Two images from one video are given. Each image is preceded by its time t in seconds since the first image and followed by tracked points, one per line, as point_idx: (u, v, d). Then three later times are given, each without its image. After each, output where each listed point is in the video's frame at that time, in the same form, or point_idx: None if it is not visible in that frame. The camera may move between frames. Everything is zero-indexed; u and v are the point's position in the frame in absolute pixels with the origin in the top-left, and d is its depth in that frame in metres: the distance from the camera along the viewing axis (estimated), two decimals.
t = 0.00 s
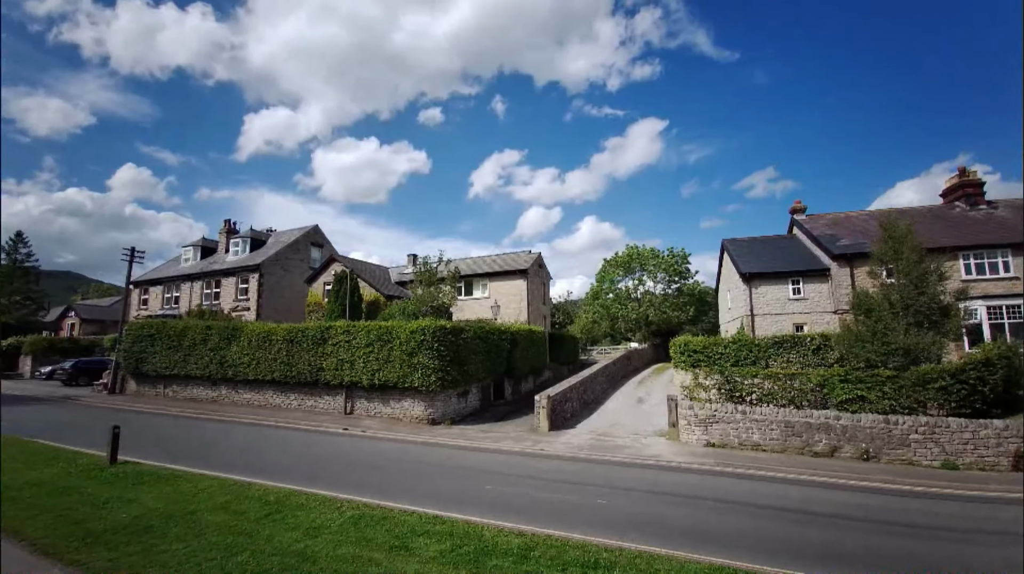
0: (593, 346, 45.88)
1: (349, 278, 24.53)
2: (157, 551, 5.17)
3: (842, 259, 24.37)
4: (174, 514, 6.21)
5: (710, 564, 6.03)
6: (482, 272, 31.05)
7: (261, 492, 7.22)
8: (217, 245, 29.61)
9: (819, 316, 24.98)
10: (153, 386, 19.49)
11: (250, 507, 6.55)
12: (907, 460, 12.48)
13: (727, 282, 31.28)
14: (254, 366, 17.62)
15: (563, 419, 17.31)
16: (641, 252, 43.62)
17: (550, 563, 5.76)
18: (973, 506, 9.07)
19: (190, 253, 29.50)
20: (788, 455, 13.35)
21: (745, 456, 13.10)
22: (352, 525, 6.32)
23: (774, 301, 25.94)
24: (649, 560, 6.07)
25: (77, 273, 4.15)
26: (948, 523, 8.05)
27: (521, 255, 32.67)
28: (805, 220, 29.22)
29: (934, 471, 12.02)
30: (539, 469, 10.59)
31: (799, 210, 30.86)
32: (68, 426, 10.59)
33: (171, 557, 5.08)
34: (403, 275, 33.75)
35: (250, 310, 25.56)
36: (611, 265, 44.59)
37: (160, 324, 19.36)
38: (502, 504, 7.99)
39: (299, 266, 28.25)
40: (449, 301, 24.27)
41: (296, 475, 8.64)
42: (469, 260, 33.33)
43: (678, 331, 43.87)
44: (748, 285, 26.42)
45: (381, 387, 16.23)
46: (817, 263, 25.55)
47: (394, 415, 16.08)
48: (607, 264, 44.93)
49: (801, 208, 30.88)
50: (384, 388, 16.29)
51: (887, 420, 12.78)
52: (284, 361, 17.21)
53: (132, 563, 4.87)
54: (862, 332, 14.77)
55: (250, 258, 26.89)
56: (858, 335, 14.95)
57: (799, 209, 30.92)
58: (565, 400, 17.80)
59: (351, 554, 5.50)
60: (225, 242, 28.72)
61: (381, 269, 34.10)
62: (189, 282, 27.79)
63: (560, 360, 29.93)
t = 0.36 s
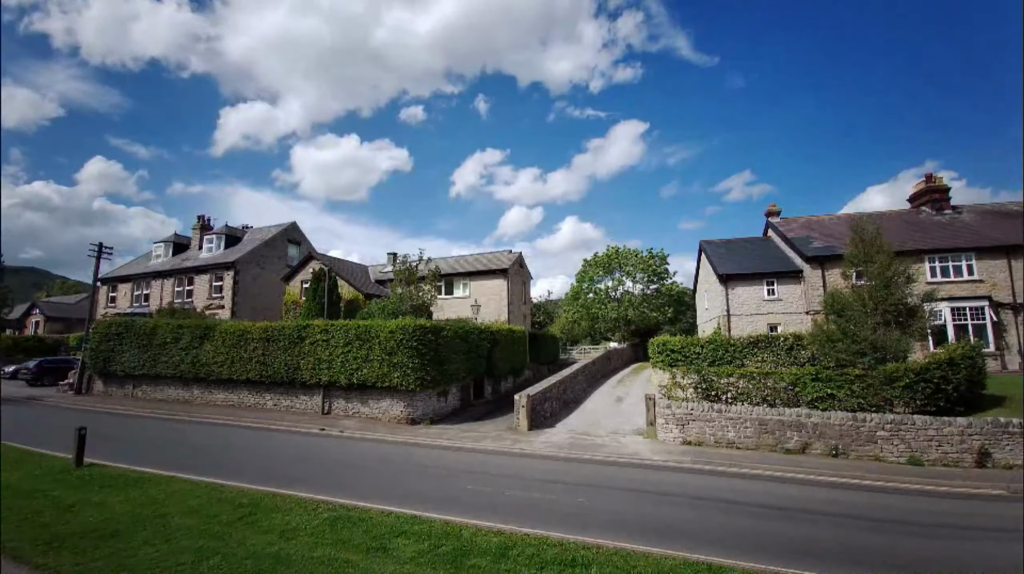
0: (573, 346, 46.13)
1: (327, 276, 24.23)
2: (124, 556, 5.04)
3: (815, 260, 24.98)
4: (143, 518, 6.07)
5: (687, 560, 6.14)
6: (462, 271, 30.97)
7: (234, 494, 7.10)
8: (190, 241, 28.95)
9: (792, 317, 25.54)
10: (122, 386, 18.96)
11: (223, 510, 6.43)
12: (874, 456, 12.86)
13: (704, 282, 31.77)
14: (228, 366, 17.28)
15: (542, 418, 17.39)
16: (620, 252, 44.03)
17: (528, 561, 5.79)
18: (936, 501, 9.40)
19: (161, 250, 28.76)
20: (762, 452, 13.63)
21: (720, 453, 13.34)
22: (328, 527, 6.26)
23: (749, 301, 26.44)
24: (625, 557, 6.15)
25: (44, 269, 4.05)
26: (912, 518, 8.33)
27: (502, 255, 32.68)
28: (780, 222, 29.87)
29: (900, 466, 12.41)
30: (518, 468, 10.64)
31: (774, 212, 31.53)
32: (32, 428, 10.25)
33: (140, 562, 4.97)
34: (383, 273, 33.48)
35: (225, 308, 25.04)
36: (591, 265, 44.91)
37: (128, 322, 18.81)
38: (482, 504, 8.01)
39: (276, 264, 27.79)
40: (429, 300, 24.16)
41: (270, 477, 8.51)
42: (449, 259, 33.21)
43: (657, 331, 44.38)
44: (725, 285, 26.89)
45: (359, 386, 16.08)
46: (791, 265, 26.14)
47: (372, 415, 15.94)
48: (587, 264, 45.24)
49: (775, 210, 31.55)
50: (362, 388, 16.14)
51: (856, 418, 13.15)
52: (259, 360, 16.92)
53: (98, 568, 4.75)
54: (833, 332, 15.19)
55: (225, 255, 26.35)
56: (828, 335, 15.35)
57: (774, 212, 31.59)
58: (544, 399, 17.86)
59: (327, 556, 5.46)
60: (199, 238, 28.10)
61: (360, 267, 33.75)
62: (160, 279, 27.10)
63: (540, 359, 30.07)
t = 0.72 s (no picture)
0: (549, 346, 46.35)
1: (300, 273, 23.77)
2: (82, 561, 4.87)
3: (784, 262, 25.64)
4: (103, 523, 5.86)
5: (657, 556, 6.24)
6: (438, 270, 30.79)
7: (200, 498, 6.92)
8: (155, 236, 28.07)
9: (761, 317, 26.15)
10: (81, 386, 18.27)
11: (188, 513, 6.25)
12: (837, 451, 13.29)
13: (678, 283, 32.28)
14: (195, 366, 16.82)
15: (518, 417, 17.42)
16: (596, 252, 44.43)
17: (501, 560, 5.79)
18: (895, 495, 9.76)
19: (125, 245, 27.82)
20: (731, 449, 13.92)
21: (691, 451, 13.58)
22: (298, 529, 6.16)
23: (721, 302, 26.97)
24: (599, 553, 6.21)
25: None
26: (873, 511, 8.63)
27: (478, 254, 32.62)
28: (750, 225, 30.57)
29: (861, 461, 12.85)
30: (492, 467, 10.63)
31: (746, 215, 32.26)
32: None
33: (99, 567, 4.81)
34: (357, 271, 33.06)
35: (191, 306, 24.36)
36: (567, 265, 45.21)
37: (88, 320, 18.11)
38: (455, 503, 7.99)
39: (246, 261, 27.18)
40: (404, 299, 23.94)
41: (237, 479, 8.33)
42: (425, 258, 32.98)
43: (631, 331, 44.90)
44: (697, 286, 27.38)
45: (332, 386, 15.84)
46: (761, 266, 26.78)
47: (345, 415, 15.74)
48: (563, 264, 45.51)
49: (746, 213, 32.29)
50: (336, 388, 15.91)
51: (820, 415, 13.56)
52: (228, 360, 16.54)
53: None
54: (799, 332, 15.64)
55: (192, 252, 25.64)
56: (794, 335, 15.80)
57: (745, 215, 32.34)
58: (519, 398, 17.89)
59: (296, 559, 5.37)
60: (165, 234, 27.27)
61: (334, 265, 33.28)
62: (123, 275, 26.20)
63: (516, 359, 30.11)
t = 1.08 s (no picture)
0: (527, 345, 46.47)
1: (273, 270, 23.32)
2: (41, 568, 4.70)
3: (756, 263, 26.22)
4: (63, 527, 5.66)
5: (632, 551, 6.33)
6: (416, 268, 30.58)
7: (166, 501, 6.74)
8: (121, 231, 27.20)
9: (734, 317, 26.69)
10: (41, 386, 17.58)
11: (152, 515, 6.07)
12: (804, 447, 13.65)
13: (654, 283, 32.70)
14: (162, 365, 16.36)
15: (495, 416, 17.43)
16: (574, 252, 44.73)
17: (477, 558, 5.80)
18: (860, 490, 10.08)
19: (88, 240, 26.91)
20: (704, 446, 14.17)
21: (666, 448, 13.79)
22: (270, 531, 6.07)
23: (695, 302, 27.42)
24: (574, 550, 6.26)
25: None
26: (839, 505, 8.89)
27: (456, 252, 32.51)
28: (724, 226, 31.16)
29: (826, 457, 13.22)
30: (468, 466, 10.61)
31: (719, 217, 32.89)
32: None
33: None
34: (333, 269, 32.61)
35: (158, 303, 23.66)
36: (545, 264, 45.40)
37: (47, 317, 17.52)
38: (430, 503, 7.96)
39: (217, 257, 26.54)
40: (381, 297, 23.71)
41: (209, 479, 8.16)
42: (402, 256, 32.73)
43: (608, 330, 45.31)
44: (672, 286, 27.77)
45: (306, 385, 15.60)
46: (734, 267, 27.33)
47: (319, 415, 15.51)
48: (541, 263, 45.69)
49: (720, 215, 32.91)
50: (309, 387, 15.66)
51: (788, 412, 13.92)
52: (197, 359, 16.14)
53: None
54: (769, 332, 16.03)
55: (160, 247, 24.93)
56: (764, 334, 16.18)
57: (719, 216, 32.94)
58: (497, 397, 17.90)
59: (267, 562, 5.29)
60: (131, 229, 26.46)
61: (309, 262, 32.76)
62: (85, 271, 25.31)
63: (494, 358, 30.11)
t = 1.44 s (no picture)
0: (506, 344, 46.50)
1: (248, 267, 22.87)
2: None
3: (730, 264, 26.71)
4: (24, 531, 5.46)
5: (607, 548, 6.40)
6: (394, 266, 30.32)
7: (134, 504, 6.56)
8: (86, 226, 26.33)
9: (710, 317, 27.14)
10: None
11: (119, 518, 5.91)
12: (775, 444, 13.96)
13: (632, 283, 33.05)
14: (129, 364, 15.90)
15: (474, 415, 17.40)
16: (553, 252, 44.90)
17: (454, 558, 5.80)
18: (828, 484, 10.38)
19: (52, 235, 26.01)
20: (679, 443, 14.38)
21: (642, 446, 13.95)
22: (241, 534, 5.97)
23: (673, 302, 27.79)
24: (551, 548, 6.30)
25: None
26: (809, 499, 9.13)
27: (435, 251, 32.33)
28: (700, 227, 31.67)
29: (796, 452, 13.54)
30: (446, 465, 10.58)
31: (696, 219, 33.41)
32: None
33: None
34: (309, 266, 32.13)
35: (126, 301, 22.94)
36: (525, 263, 45.47)
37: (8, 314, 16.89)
38: (406, 502, 7.92)
39: (188, 253, 25.91)
40: (359, 295, 23.45)
41: (182, 481, 8.01)
42: (380, 254, 32.42)
43: (587, 329, 45.62)
44: (650, 286, 28.10)
45: (281, 385, 15.34)
46: (709, 268, 27.81)
47: (295, 415, 15.26)
48: (520, 262, 45.74)
49: (697, 216, 33.44)
50: (285, 387, 15.40)
51: (760, 409, 14.23)
52: (166, 358, 15.74)
53: None
54: (742, 331, 16.36)
55: (127, 243, 24.20)
56: (738, 333, 16.52)
57: (695, 218, 33.45)
58: (475, 396, 17.88)
59: (238, 565, 5.20)
60: (97, 224, 25.63)
61: (285, 259, 32.21)
62: (48, 267, 24.42)
63: (473, 357, 30.07)
